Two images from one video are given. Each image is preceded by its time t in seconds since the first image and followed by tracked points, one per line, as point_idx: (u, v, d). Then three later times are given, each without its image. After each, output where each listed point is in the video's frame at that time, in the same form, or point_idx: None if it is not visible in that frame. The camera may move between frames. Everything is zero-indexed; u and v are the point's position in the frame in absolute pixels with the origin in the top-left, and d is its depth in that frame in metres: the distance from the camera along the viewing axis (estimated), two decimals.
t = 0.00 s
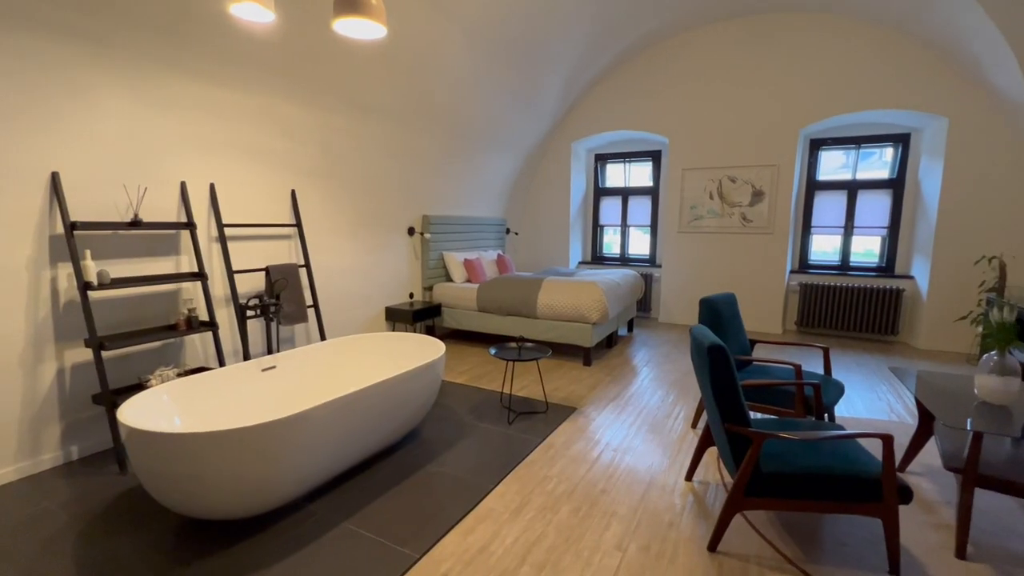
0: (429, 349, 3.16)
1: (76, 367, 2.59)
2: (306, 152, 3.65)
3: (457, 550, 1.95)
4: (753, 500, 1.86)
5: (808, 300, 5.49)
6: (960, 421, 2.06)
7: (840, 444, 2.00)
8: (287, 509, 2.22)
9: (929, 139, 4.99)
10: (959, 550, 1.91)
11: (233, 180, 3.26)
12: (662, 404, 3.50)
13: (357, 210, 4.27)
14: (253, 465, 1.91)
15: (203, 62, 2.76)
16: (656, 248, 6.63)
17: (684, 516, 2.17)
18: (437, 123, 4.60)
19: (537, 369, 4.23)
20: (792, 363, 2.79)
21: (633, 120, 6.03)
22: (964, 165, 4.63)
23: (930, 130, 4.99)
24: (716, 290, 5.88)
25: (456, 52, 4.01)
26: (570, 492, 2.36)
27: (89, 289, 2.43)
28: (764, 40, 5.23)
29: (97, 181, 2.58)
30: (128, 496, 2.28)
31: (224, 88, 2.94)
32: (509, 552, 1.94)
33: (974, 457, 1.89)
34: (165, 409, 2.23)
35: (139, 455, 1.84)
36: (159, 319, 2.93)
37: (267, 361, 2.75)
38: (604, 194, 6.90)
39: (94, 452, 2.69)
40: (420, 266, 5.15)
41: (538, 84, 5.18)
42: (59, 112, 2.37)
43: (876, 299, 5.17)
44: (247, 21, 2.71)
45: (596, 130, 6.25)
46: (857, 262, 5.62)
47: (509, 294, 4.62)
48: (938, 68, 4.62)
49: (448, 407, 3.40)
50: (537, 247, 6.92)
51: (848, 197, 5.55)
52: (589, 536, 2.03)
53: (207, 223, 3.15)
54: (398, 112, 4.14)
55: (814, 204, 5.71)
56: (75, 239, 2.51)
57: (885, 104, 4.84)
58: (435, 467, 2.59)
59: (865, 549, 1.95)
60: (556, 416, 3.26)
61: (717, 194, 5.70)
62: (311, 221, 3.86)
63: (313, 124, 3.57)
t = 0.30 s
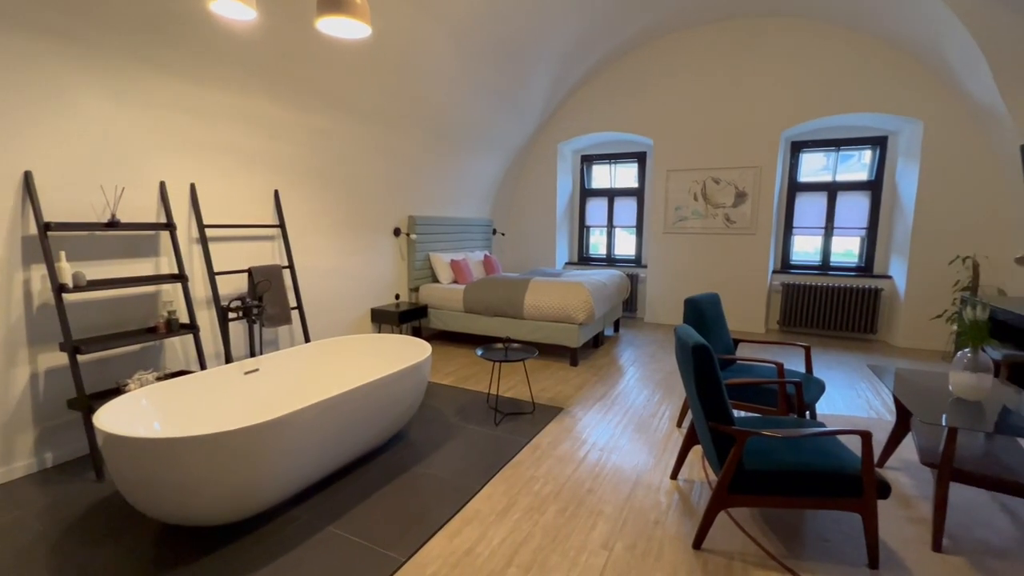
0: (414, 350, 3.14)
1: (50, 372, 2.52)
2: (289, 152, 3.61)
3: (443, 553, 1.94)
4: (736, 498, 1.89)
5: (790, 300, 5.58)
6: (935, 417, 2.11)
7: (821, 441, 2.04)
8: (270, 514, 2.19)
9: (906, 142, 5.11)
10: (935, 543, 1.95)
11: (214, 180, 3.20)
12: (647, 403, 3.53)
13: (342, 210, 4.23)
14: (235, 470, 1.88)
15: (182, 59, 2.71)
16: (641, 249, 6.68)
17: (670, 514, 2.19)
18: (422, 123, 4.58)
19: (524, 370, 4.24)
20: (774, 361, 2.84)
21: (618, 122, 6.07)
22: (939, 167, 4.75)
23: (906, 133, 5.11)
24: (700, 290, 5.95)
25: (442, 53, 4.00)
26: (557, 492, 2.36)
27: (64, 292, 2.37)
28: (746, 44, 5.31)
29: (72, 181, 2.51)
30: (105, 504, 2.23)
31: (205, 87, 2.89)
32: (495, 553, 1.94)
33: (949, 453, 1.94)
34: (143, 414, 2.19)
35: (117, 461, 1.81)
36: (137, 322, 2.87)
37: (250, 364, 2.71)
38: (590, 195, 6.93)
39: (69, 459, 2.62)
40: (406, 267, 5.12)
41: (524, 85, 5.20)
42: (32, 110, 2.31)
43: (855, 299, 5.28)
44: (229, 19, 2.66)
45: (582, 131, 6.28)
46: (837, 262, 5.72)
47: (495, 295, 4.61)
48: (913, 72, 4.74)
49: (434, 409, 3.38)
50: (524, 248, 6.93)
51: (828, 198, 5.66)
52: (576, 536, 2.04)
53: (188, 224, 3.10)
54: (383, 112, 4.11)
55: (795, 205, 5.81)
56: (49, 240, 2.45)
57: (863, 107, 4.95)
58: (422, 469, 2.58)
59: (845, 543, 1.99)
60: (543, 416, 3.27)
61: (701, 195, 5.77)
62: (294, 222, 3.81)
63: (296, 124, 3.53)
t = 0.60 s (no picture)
0: (397, 352, 3.12)
1: (17, 379, 2.44)
2: (268, 152, 3.56)
3: (427, 556, 1.93)
4: (717, 496, 1.91)
5: (770, 300, 5.68)
6: (908, 412, 2.17)
7: (798, 438, 2.08)
8: (249, 520, 2.15)
9: (880, 145, 5.25)
10: (908, 536, 2.01)
11: (192, 180, 3.14)
12: (631, 402, 3.56)
13: (323, 211, 4.18)
14: (213, 475, 1.85)
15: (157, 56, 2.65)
16: (625, 249, 6.73)
17: (653, 512, 2.21)
18: (404, 123, 4.55)
19: (508, 371, 4.23)
20: (754, 360, 2.88)
21: (601, 123, 6.11)
22: (911, 170, 4.88)
23: (880, 136, 5.24)
24: (682, 290, 6.02)
25: (424, 52, 3.98)
26: (542, 492, 2.37)
27: (32, 295, 2.29)
28: (726, 47, 5.39)
29: (40, 181, 2.44)
30: (76, 513, 2.16)
31: (180, 84, 2.83)
32: (480, 555, 1.93)
33: (921, 447, 1.99)
34: (117, 420, 2.13)
35: (89, 469, 1.75)
36: (110, 326, 2.80)
37: (229, 367, 2.66)
38: (574, 196, 6.97)
39: (37, 467, 2.54)
40: (389, 268, 5.08)
41: (507, 86, 5.20)
42: None
43: (833, 298, 5.39)
44: (205, 15, 2.61)
45: (565, 132, 6.31)
46: (815, 262, 5.84)
47: (480, 296, 4.60)
48: (886, 77, 4.86)
49: (418, 411, 3.36)
50: (508, 249, 6.93)
51: (806, 200, 5.78)
52: (560, 536, 2.04)
53: (164, 225, 3.03)
54: (365, 111, 4.07)
55: (774, 206, 5.92)
56: (16, 241, 2.37)
57: (839, 111, 5.06)
58: (405, 472, 2.56)
59: (823, 538, 2.03)
60: (527, 417, 3.27)
61: (682, 196, 5.84)
62: (274, 223, 3.75)
63: (276, 123, 3.48)
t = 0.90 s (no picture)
0: (379, 354, 3.09)
1: None
2: (245, 151, 3.49)
3: (409, 560, 1.91)
4: (697, 493, 1.94)
5: (748, 299, 5.79)
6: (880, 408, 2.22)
7: (775, 435, 2.12)
8: (226, 528, 2.10)
9: (852, 148, 5.39)
10: (881, 528, 2.06)
11: (166, 180, 3.06)
12: (613, 402, 3.58)
13: (303, 212, 4.11)
14: (188, 482, 1.80)
15: (128, 53, 2.58)
16: (606, 250, 6.78)
17: (634, 511, 2.23)
18: (385, 124, 4.52)
19: (491, 371, 4.23)
20: (733, 359, 2.93)
21: (583, 125, 6.15)
22: (883, 172, 5.02)
23: (853, 139, 5.38)
24: (663, 290, 6.09)
25: (405, 52, 3.95)
26: (524, 493, 2.37)
27: None
28: (704, 51, 5.47)
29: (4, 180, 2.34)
30: (43, 524, 2.09)
31: (152, 82, 2.76)
32: (462, 558, 1.92)
33: (892, 442, 2.05)
34: (86, 428, 2.07)
35: (56, 479, 1.69)
36: (79, 330, 2.71)
37: (205, 371, 2.60)
38: (556, 197, 6.99)
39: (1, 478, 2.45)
40: (370, 270, 5.03)
41: (488, 87, 5.20)
42: None
43: (808, 297, 5.52)
44: (178, 12, 2.55)
45: (547, 134, 6.33)
46: (791, 262, 5.97)
47: (462, 297, 4.59)
48: (858, 81, 4.99)
49: (400, 414, 3.33)
50: (491, 249, 6.93)
51: (782, 201, 5.90)
52: (543, 536, 2.05)
53: (136, 226, 2.94)
54: (345, 111, 4.03)
55: (752, 207, 6.03)
56: None
57: (814, 114, 5.18)
58: (386, 475, 2.53)
59: (800, 532, 2.07)
60: (510, 418, 3.27)
61: (663, 198, 5.91)
62: (251, 223, 3.68)
63: (253, 122, 3.42)
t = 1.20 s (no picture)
0: (359, 356, 3.06)
1: None
2: (220, 150, 3.42)
3: (389, 564, 1.89)
4: (676, 490, 1.96)
5: (726, 299, 5.89)
6: (852, 404, 2.28)
7: (751, 432, 2.16)
8: (200, 536, 2.05)
9: (825, 150, 5.53)
10: (853, 521, 2.12)
11: (137, 179, 2.98)
12: (594, 401, 3.60)
13: (279, 212, 4.04)
14: (159, 490, 1.76)
15: (94, 48, 2.49)
16: (588, 251, 6.83)
17: (615, 509, 2.25)
18: (364, 123, 4.47)
19: (473, 373, 4.22)
20: (711, 357, 2.97)
21: (563, 126, 6.19)
22: (854, 175, 5.16)
23: (825, 142, 5.52)
24: (643, 290, 6.16)
25: (383, 50, 3.91)
26: (506, 494, 2.37)
27: None
28: (682, 54, 5.55)
29: None
30: (5, 537, 2.01)
31: (121, 78, 2.68)
32: (443, 561, 1.91)
33: (863, 437, 2.11)
34: (50, 436, 1.99)
35: (18, 489, 1.63)
36: (43, 335, 2.61)
37: (177, 376, 2.54)
38: (538, 197, 7.01)
39: None
40: (350, 271, 4.97)
41: (469, 87, 5.19)
42: None
43: (784, 296, 5.64)
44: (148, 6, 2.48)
45: (527, 135, 6.35)
46: (768, 262, 6.09)
47: (443, 298, 4.57)
48: (830, 86, 5.13)
49: (380, 416, 3.30)
50: (473, 250, 6.91)
51: (758, 202, 6.02)
52: (525, 537, 2.05)
53: (104, 227, 2.85)
54: (322, 110, 3.97)
55: (729, 208, 6.14)
56: None
57: (787, 118, 5.30)
58: (366, 479, 2.51)
59: (776, 527, 2.12)
60: (491, 419, 3.26)
61: (643, 199, 5.98)
62: (227, 224, 3.61)
63: (226, 120, 3.34)
